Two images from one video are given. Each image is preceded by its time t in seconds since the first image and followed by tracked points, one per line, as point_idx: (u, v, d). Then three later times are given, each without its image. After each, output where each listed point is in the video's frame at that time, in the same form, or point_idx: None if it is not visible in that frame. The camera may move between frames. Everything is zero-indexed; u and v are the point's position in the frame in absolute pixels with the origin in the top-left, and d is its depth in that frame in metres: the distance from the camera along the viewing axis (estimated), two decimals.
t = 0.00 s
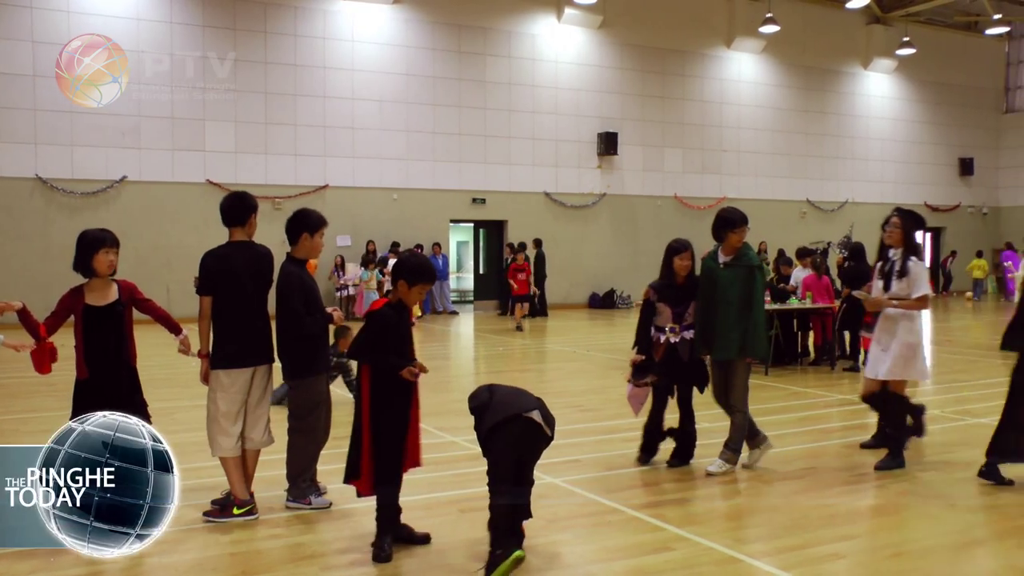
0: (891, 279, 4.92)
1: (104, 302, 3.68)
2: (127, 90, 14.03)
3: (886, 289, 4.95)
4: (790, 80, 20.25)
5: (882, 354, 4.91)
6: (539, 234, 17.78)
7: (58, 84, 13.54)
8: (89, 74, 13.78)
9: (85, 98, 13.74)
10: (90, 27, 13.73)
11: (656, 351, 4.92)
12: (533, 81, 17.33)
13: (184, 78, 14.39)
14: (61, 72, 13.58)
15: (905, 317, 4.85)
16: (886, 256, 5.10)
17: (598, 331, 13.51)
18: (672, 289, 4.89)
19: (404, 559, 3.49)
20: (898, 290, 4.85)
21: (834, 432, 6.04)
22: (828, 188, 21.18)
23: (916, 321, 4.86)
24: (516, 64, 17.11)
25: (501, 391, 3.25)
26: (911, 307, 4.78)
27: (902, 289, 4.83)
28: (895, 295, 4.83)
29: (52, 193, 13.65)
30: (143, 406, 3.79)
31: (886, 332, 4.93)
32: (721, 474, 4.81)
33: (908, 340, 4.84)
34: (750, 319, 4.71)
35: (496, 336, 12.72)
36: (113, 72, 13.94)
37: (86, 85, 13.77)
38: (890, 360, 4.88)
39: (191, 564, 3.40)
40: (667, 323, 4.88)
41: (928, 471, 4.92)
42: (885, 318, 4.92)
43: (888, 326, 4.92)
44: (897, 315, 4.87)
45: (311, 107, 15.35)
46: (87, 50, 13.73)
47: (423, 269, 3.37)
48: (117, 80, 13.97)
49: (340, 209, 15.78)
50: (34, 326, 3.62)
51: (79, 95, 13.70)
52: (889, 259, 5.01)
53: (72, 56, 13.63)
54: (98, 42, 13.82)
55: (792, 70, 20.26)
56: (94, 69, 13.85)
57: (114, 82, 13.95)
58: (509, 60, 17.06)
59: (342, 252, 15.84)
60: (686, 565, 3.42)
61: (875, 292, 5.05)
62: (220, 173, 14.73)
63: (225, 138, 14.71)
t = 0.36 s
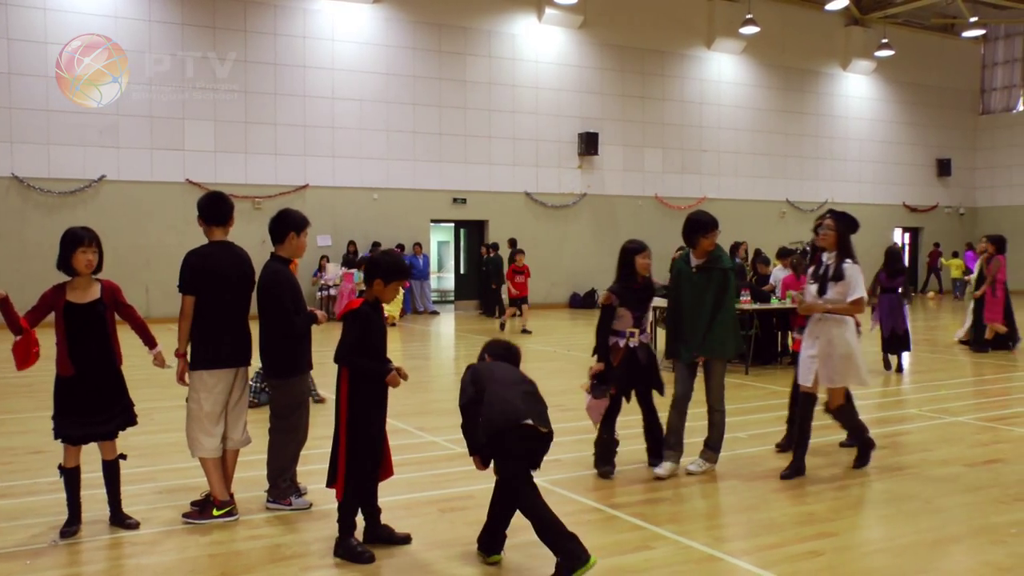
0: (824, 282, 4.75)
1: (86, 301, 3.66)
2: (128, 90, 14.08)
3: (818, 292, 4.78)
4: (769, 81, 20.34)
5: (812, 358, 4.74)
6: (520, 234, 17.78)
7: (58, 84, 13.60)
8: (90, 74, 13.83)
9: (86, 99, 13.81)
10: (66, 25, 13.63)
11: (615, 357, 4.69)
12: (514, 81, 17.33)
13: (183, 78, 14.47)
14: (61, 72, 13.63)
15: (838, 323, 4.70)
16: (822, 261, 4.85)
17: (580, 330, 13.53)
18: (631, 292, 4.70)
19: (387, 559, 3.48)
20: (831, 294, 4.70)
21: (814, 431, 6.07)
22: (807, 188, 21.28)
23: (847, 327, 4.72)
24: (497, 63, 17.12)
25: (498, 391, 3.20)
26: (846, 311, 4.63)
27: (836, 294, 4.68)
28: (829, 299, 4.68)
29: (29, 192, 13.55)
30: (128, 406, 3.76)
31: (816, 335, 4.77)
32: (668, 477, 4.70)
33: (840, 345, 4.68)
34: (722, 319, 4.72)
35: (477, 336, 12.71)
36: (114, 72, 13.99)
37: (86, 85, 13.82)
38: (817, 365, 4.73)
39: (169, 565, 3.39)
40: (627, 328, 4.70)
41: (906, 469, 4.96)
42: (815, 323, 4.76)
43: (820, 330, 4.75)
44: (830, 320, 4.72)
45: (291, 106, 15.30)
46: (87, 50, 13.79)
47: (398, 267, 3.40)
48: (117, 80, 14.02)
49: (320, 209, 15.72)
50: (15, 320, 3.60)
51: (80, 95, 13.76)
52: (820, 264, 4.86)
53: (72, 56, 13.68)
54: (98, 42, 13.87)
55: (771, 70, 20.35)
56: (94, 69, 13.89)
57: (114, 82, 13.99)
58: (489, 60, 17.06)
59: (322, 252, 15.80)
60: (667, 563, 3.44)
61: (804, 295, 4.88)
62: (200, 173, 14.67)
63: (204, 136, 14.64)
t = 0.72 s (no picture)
0: (791, 280, 4.61)
1: (69, 301, 3.65)
2: (127, 89, 14.12)
3: (785, 289, 4.62)
4: (756, 81, 20.40)
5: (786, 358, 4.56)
6: (508, 234, 17.79)
7: (58, 84, 13.63)
8: (90, 74, 13.86)
9: (86, 99, 13.83)
10: (51, 23, 13.54)
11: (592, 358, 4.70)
12: (501, 81, 17.33)
13: (184, 78, 14.51)
14: (61, 72, 13.66)
15: (810, 320, 4.53)
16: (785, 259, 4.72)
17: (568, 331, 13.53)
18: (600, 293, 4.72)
19: (374, 559, 3.48)
20: (803, 291, 4.56)
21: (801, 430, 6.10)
22: (795, 188, 21.35)
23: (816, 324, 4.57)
24: (484, 63, 17.12)
25: (535, 394, 3.12)
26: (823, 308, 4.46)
27: (809, 291, 4.54)
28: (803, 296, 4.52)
29: (14, 191, 13.48)
30: (106, 411, 3.75)
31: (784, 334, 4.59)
32: (660, 485, 4.58)
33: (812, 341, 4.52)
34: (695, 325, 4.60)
35: (465, 336, 12.70)
36: (114, 72, 14.03)
37: (86, 85, 13.85)
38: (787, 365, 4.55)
39: (155, 567, 3.38)
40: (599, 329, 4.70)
41: (893, 468, 4.98)
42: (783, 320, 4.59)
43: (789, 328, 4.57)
44: (800, 317, 4.54)
45: (278, 106, 15.26)
46: (87, 50, 13.81)
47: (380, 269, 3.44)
48: (117, 80, 14.06)
49: (307, 209, 15.69)
50: None
51: (80, 95, 13.79)
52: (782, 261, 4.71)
53: (72, 56, 13.71)
54: (98, 42, 13.91)
55: (758, 71, 20.41)
56: (94, 70, 13.91)
57: (114, 82, 14.03)
58: (476, 60, 17.06)
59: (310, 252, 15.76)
60: (654, 562, 3.45)
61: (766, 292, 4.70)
62: (186, 173, 14.62)
63: (191, 136, 14.58)
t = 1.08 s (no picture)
0: (748, 282, 4.42)
1: (51, 300, 3.63)
2: (127, 90, 14.18)
3: (742, 292, 4.42)
4: (736, 82, 20.49)
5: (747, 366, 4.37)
6: (489, 234, 17.79)
7: (58, 84, 13.69)
8: (89, 74, 13.90)
9: (86, 99, 13.89)
10: (29, 21, 13.44)
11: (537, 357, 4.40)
12: (482, 81, 17.33)
13: (183, 78, 14.57)
14: (61, 72, 13.71)
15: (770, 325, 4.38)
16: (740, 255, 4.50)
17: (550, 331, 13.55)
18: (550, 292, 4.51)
19: (355, 560, 3.48)
20: (761, 295, 4.38)
21: (781, 429, 6.13)
22: (775, 188, 21.46)
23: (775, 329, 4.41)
24: (465, 63, 17.11)
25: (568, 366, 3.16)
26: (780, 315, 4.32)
27: (768, 295, 4.37)
28: (762, 301, 4.35)
29: None
30: (87, 410, 3.72)
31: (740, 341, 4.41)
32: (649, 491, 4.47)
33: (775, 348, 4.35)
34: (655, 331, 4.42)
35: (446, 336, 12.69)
36: (114, 72, 14.08)
37: (86, 85, 13.91)
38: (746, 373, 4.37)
39: (134, 569, 3.37)
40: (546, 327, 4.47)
41: (872, 466, 5.02)
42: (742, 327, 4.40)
43: (749, 335, 4.38)
44: (759, 323, 4.37)
45: (258, 105, 15.20)
46: (87, 50, 13.86)
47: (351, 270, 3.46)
48: (117, 80, 14.11)
49: (286, 209, 15.63)
50: None
51: (79, 95, 13.84)
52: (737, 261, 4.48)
53: (72, 56, 13.75)
54: (97, 42, 13.96)
55: (738, 71, 20.50)
56: (94, 69, 13.96)
57: (114, 82, 14.08)
58: (457, 59, 17.05)
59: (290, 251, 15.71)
60: (635, 561, 3.46)
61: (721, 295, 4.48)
62: (165, 172, 14.55)
63: (170, 135, 14.50)
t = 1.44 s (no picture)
0: (710, 283, 4.26)
1: (34, 299, 3.61)
2: (128, 89, 14.26)
3: (704, 295, 4.28)
4: (719, 82, 20.57)
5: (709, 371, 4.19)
6: (472, 234, 17.77)
7: (58, 85, 13.72)
8: (90, 74, 13.95)
9: (86, 99, 13.94)
10: (8, 17, 13.34)
11: (482, 355, 4.29)
12: (465, 81, 17.33)
13: (183, 78, 14.65)
14: (61, 72, 13.75)
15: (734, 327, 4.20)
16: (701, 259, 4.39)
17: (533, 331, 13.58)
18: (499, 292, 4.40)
19: (338, 561, 3.48)
20: (723, 297, 4.22)
21: (763, 428, 6.16)
22: (757, 189, 21.55)
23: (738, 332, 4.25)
24: (448, 63, 17.11)
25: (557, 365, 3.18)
26: (742, 315, 4.15)
27: (729, 297, 4.21)
28: (724, 303, 4.19)
29: None
30: (74, 411, 3.70)
31: (703, 345, 4.22)
32: (590, 494, 4.43)
33: (739, 352, 4.21)
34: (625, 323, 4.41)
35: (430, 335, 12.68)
36: (115, 72, 14.14)
37: (86, 85, 13.95)
38: (710, 379, 4.19)
39: (116, 570, 3.36)
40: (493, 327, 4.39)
41: (853, 465, 5.05)
42: (703, 330, 4.21)
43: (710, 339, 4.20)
44: (722, 325, 4.18)
45: (241, 104, 15.14)
46: (87, 50, 13.90)
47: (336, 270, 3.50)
48: (117, 80, 14.17)
49: (270, 209, 15.58)
50: None
51: (80, 95, 13.88)
52: (699, 264, 4.37)
53: (73, 56, 13.79)
54: (98, 42, 14.01)
55: (720, 72, 20.57)
56: (95, 70, 14.00)
57: (114, 82, 14.14)
58: (440, 59, 17.04)
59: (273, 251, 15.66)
60: (618, 561, 3.47)
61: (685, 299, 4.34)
62: (148, 172, 14.48)
63: (152, 134, 14.44)
